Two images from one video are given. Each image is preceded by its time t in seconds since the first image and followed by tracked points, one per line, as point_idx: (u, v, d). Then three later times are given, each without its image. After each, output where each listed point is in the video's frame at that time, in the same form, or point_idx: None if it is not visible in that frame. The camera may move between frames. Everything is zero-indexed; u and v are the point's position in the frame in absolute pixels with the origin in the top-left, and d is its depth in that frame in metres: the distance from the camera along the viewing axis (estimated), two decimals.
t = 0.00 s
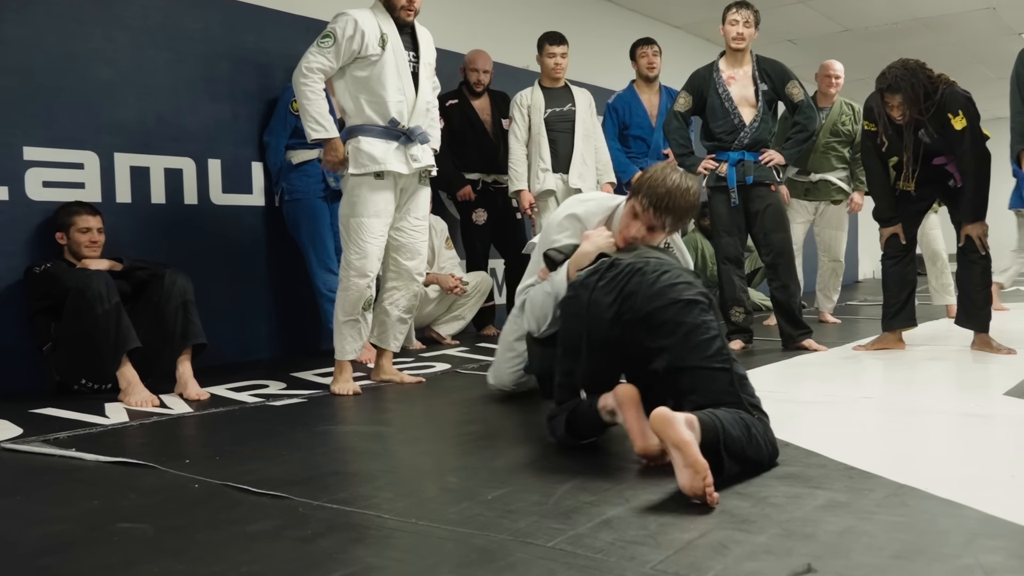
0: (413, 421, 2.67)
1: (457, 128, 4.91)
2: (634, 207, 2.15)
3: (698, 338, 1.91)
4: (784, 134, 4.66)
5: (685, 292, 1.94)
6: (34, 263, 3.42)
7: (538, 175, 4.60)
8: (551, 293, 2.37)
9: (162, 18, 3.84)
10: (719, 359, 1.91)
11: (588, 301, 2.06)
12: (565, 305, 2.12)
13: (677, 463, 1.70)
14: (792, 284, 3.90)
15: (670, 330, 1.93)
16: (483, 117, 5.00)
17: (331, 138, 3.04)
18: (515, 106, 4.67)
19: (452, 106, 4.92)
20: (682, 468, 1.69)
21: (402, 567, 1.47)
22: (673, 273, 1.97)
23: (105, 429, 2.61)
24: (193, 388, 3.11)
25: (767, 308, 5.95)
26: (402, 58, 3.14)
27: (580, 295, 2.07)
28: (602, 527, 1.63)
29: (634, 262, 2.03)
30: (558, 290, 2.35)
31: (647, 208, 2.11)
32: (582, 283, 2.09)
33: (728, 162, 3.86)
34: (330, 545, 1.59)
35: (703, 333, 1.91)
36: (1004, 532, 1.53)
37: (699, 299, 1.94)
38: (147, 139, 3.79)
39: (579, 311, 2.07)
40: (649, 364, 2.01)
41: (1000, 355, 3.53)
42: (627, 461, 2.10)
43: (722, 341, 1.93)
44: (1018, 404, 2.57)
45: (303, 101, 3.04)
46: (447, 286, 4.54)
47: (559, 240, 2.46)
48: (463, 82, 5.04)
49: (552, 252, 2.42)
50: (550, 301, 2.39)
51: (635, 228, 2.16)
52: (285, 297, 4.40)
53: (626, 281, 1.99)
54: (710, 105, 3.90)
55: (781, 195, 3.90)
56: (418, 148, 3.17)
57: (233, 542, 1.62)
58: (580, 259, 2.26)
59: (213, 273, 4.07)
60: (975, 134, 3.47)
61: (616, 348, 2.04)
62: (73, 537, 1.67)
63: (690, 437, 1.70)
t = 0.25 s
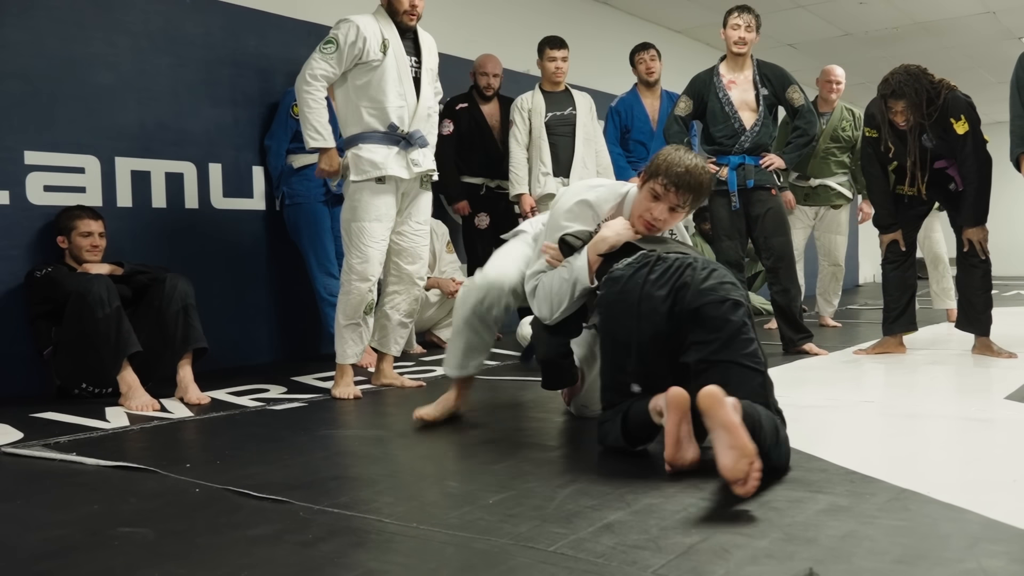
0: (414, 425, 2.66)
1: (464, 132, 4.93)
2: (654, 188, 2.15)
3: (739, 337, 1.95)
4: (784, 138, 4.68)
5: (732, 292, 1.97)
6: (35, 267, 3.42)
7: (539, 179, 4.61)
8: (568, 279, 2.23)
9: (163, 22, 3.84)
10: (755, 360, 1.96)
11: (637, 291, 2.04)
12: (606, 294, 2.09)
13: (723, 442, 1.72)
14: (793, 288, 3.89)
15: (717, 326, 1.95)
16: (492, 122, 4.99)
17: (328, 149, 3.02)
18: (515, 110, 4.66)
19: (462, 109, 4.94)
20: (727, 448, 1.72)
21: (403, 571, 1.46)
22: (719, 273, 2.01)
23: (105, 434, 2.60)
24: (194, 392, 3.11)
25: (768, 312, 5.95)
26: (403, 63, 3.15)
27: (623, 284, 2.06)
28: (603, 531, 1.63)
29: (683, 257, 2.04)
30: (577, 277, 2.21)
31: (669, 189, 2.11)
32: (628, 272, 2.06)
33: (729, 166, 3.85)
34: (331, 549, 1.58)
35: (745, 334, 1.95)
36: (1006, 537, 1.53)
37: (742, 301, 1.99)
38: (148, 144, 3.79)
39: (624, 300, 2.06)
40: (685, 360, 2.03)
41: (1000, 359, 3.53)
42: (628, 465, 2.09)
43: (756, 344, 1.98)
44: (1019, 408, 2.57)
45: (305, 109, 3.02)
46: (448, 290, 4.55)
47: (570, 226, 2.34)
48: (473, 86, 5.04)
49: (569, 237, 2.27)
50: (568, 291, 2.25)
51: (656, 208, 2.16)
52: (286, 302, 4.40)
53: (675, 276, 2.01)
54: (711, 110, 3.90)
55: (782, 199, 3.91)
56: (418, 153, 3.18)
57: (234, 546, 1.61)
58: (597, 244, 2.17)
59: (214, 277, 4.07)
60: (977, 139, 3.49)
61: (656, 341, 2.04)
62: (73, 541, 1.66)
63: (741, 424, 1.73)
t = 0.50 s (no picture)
0: (415, 428, 2.66)
1: (476, 132, 4.93)
2: (664, 186, 2.13)
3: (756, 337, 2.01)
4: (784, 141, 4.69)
5: (749, 293, 2.02)
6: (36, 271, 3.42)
7: (540, 181, 4.61)
8: (578, 283, 2.12)
9: (164, 26, 3.85)
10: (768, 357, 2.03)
11: (658, 291, 2.03)
12: (624, 293, 2.06)
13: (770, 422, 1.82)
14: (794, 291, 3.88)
15: (735, 326, 2.00)
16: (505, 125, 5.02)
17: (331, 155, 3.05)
18: (516, 113, 4.66)
19: (475, 111, 4.94)
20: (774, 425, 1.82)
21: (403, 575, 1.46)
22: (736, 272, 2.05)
23: (106, 437, 2.60)
24: (194, 396, 3.10)
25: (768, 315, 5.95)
26: (403, 69, 3.15)
27: (642, 283, 2.04)
28: (605, 535, 1.63)
29: (701, 256, 2.06)
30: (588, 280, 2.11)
31: (682, 188, 2.10)
32: (648, 272, 2.05)
33: (731, 168, 3.85)
34: (332, 553, 1.58)
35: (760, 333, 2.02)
36: (1008, 540, 1.53)
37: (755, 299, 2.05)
38: (149, 147, 3.79)
39: (643, 299, 2.05)
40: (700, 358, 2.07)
41: (1002, 362, 3.53)
42: (630, 469, 2.09)
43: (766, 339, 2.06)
44: (1020, 410, 2.57)
45: (306, 118, 3.05)
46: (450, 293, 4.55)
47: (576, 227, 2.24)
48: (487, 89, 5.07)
49: (578, 238, 2.19)
50: (577, 297, 2.14)
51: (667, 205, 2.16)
52: (287, 305, 4.40)
53: (696, 276, 2.02)
54: (711, 112, 3.89)
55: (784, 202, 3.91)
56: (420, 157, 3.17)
57: (235, 550, 1.61)
58: (606, 243, 2.10)
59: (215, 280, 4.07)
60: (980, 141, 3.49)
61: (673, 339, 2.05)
62: (74, 545, 1.66)
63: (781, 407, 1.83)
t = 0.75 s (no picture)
0: (415, 431, 2.66)
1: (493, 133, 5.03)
2: (657, 164, 2.17)
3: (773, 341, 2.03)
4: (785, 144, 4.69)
5: (768, 297, 2.04)
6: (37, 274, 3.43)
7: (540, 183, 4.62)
8: (590, 264, 2.13)
9: (164, 29, 3.85)
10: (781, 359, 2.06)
11: (682, 290, 2.02)
12: (647, 291, 2.04)
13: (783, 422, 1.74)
14: (794, 293, 3.87)
15: (756, 331, 2.01)
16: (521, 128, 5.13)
17: (333, 143, 3.00)
18: (516, 116, 4.67)
19: (490, 113, 5.04)
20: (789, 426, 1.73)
21: None
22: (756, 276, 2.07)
23: (107, 440, 2.60)
24: (195, 399, 3.11)
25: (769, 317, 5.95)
26: (400, 73, 3.15)
27: (666, 284, 2.02)
28: (604, 537, 1.63)
29: (722, 256, 2.06)
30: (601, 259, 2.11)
31: (674, 161, 2.15)
32: (671, 271, 2.02)
33: (731, 171, 3.85)
34: (332, 555, 1.58)
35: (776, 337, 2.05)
36: (1008, 542, 1.53)
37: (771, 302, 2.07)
38: (149, 150, 3.80)
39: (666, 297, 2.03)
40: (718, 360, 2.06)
41: (1002, 364, 3.53)
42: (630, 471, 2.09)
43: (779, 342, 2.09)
44: (1021, 413, 2.56)
45: (302, 113, 3.04)
46: (450, 296, 4.55)
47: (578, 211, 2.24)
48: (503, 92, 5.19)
49: (588, 219, 2.20)
50: (588, 278, 2.15)
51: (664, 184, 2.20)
52: (288, 308, 4.40)
53: (719, 278, 2.03)
54: (711, 115, 3.89)
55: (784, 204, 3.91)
56: (419, 160, 3.18)
57: (235, 552, 1.62)
58: (617, 226, 2.13)
59: (215, 283, 4.08)
60: (982, 142, 3.49)
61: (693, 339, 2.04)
62: (74, 548, 1.66)
63: (800, 407, 1.74)
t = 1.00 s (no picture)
0: (415, 434, 2.66)
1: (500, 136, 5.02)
2: (655, 158, 2.21)
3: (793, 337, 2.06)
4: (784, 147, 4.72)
5: (787, 294, 2.06)
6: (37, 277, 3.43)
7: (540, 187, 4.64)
8: (610, 261, 2.10)
9: (164, 32, 3.86)
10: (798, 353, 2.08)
11: (706, 295, 2.00)
12: (670, 296, 2.02)
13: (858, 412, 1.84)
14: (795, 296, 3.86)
15: (774, 329, 2.03)
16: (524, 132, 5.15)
17: (358, 154, 3.02)
18: (516, 120, 4.68)
19: (503, 115, 5.01)
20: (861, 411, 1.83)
21: None
22: (775, 274, 2.07)
23: (106, 443, 2.60)
24: (195, 402, 3.11)
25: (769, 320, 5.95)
26: (401, 78, 3.16)
27: (688, 290, 2.01)
28: (603, 541, 1.63)
29: (741, 258, 2.05)
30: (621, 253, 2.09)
31: (672, 155, 2.20)
32: (693, 274, 2.01)
33: (730, 174, 3.85)
34: (331, 559, 1.58)
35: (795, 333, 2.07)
36: (1007, 546, 1.53)
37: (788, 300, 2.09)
38: (149, 153, 3.80)
39: (688, 304, 2.00)
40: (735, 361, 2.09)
41: (1002, 367, 3.52)
42: (629, 474, 2.09)
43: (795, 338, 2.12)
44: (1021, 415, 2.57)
45: (320, 125, 3.04)
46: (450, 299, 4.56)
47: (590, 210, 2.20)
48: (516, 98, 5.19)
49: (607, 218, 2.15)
50: (608, 277, 2.12)
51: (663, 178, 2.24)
52: (288, 311, 4.41)
53: (741, 279, 2.02)
54: (711, 119, 3.90)
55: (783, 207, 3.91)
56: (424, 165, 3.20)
57: (234, 556, 1.62)
58: (635, 228, 2.17)
59: (215, 286, 4.08)
60: (982, 145, 3.49)
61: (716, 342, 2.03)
62: (72, 551, 1.66)
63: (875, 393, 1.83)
